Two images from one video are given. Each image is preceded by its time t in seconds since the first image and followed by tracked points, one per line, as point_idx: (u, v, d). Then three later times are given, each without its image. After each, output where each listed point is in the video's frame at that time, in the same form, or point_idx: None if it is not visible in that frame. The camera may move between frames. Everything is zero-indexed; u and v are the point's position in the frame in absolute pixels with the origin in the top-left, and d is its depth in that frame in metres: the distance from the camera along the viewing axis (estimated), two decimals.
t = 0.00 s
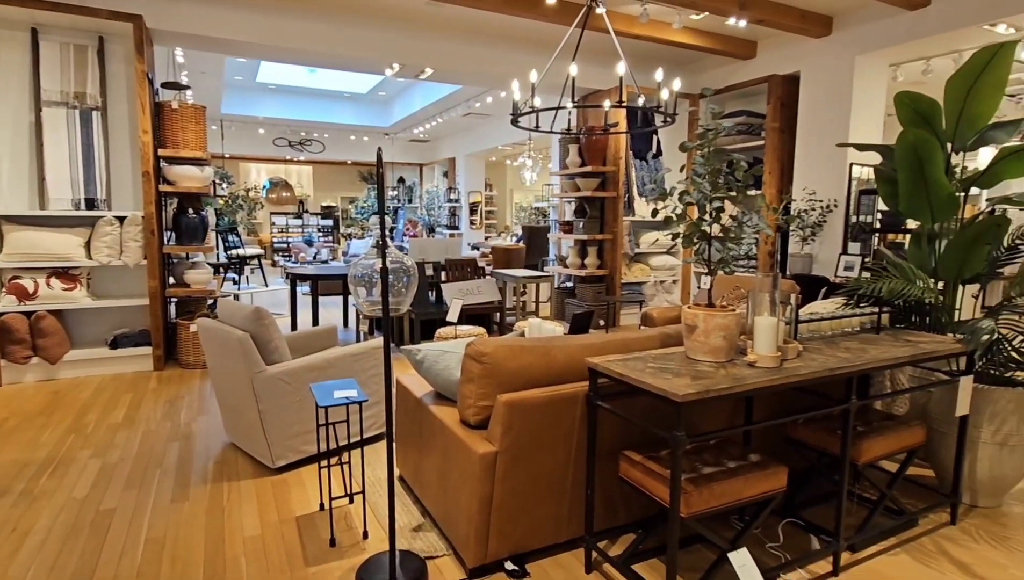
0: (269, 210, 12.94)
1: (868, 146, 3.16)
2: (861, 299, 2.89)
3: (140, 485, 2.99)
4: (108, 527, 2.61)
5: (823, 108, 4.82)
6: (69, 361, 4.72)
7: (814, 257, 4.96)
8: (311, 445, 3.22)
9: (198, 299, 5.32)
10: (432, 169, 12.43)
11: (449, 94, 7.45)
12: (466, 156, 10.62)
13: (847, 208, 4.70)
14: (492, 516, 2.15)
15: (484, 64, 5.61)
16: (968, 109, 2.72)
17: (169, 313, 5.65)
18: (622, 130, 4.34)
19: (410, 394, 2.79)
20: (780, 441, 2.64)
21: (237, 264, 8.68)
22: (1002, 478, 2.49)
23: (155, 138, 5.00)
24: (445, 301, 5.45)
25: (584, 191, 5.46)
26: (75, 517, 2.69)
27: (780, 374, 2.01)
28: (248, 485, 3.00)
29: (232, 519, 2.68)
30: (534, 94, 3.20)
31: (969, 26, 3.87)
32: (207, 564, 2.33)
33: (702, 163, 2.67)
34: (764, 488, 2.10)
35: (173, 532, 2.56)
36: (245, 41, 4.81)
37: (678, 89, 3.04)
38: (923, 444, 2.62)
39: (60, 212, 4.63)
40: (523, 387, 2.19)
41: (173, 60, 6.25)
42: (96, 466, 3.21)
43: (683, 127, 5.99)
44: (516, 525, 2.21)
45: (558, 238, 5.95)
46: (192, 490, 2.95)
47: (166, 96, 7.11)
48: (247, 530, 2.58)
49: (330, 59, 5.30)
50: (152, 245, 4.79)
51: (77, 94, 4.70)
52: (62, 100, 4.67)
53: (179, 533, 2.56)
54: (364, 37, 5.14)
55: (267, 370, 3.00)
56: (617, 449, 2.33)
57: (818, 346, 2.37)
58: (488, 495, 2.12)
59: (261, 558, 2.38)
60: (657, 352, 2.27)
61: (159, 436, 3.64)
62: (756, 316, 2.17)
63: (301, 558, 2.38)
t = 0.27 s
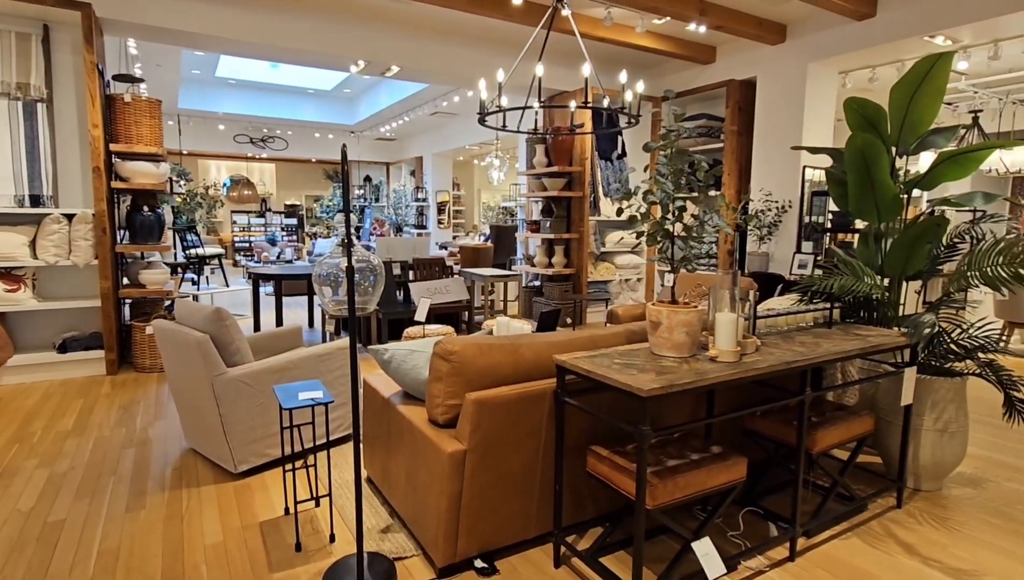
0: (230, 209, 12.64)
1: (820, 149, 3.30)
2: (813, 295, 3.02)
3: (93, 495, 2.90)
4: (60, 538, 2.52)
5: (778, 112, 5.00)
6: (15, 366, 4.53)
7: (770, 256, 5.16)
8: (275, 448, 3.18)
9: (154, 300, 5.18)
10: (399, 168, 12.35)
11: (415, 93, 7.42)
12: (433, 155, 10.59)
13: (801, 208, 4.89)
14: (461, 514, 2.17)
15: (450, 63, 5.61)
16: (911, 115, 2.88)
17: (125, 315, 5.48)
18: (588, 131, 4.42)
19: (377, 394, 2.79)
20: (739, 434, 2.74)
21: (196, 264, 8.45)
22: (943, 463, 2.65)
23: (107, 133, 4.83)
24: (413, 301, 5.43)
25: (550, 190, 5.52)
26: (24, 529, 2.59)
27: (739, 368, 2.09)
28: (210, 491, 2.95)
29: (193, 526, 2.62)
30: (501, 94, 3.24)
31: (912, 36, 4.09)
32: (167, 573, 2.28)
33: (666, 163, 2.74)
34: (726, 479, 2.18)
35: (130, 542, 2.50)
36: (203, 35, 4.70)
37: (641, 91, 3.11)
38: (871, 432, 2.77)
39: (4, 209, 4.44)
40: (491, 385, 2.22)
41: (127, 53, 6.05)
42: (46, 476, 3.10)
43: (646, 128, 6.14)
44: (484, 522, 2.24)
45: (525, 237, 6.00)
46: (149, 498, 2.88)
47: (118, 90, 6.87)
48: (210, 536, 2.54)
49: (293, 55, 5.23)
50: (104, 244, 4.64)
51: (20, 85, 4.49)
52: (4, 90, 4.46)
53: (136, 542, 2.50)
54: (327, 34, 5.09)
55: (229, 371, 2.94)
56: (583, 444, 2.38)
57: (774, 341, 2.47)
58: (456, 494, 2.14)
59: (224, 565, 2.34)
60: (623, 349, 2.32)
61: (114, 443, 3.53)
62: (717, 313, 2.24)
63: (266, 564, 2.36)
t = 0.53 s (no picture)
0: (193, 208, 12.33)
1: (780, 150, 3.40)
2: (774, 292, 3.11)
3: (46, 503, 2.79)
4: (10, 550, 2.42)
5: (742, 115, 5.12)
6: None
7: (734, 254, 5.29)
8: (240, 451, 3.12)
9: (112, 301, 5.03)
10: (368, 167, 12.41)
11: (384, 91, 7.35)
12: (402, 154, 10.52)
13: (764, 209, 5.03)
14: (431, 513, 2.17)
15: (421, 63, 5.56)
16: (865, 118, 3.00)
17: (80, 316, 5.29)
18: (557, 131, 4.46)
19: (345, 394, 2.76)
20: (705, 428, 2.78)
21: (157, 264, 8.20)
22: (896, 452, 2.76)
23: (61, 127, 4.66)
24: (383, 300, 5.39)
25: (520, 190, 5.55)
26: None
27: (704, 364, 2.14)
28: (171, 497, 2.87)
29: (154, 532, 2.55)
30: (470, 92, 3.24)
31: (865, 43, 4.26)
32: None
33: (633, 162, 2.79)
34: (693, 472, 2.23)
35: (86, 551, 2.41)
36: (163, 29, 4.57)
37: (609, 92, 3.16)
38: (830, 425, 2.87)
39: None
40: (461, 384, 2.23)
41: (82, 45, 5.85)
42: None
43: (613, 128, 6.25)
44: (455, 521, 2.24)
45: (496, 236, 6.02)
46: (107, 505, 2.78)
47: (72, 83, 6.63)
48: (171, 543, 2.48)
49: (258, 51, 5.13)
50: (58, 243, 4.47)
51: None
52: None
53: (93, 551, 2.41)
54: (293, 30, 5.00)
55: (191, 374, 2.87)
56: (553, 441, 2.39)
57: (738, 336, 2.53)
58: (427, 493, 2.14)
59: (187, 572, 2.28)
60: (591, 346, 2.35)
61: (69, 449, 3.41)
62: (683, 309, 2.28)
63: (231, 569, 2.31)
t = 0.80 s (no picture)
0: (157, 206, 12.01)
1: (744, 152, 3.52)
2: (738, 289, 3.23)
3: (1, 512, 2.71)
4: None
5: (708, 118, 5.26)
6: None
7: (701, 253, 5.44)
8: (208, 454, 3.07)
9: (71, 302, 4.90)
10: (340, 165, 12.19)
11: (356, 89, 7.30)
12: (373, 152, 10.45)
13: (729, 209, 5.18)
14: (404, 511, 2.19)
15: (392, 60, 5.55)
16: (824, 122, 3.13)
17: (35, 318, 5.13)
18: (530, 131, 4.51)
19: (317, 394, 2.76)
20: (672, 422, 2.84)
21: (119, 263, 7.96)
22: (853, 442, 2.90)
23: (13, 122, 4.50)
24: (355, 299, 5.36)
25: (493, 189, 5.58)
26: None
27: (672, 359, 2.21)
28: (135, 502, 2.81)
29: (117, 538, 2.50)
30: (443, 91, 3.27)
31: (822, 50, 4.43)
32: None
33: (603, 162, 2.86)
34: (662, 464, 2.30)
35: (45, 558, 2.35)
36: (124, 23, 4.46)
37: (580, 93, 3.22)
38: (791, 416, 2.99)
39: None
40: (434, 382, 2.26)
41: (37, 37, 5.65)
42: None
43: (585, 128, 6.35)
44: (429, 519, 2.26)
45: (469, 236, 6.04)
46: (66, 512, 2.71)
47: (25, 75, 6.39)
48: (134, 551, 2.41)
49: (224, 46, 5.04)
50: (11, 242, 4.31)
51: None
52: None
53: (52, 559, 2.35)
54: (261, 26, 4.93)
55: (154, 376, 2.82)
56: (526, 437, 2.44)
57: (704, 331, 2.61)
58: (399, 492, 2.16)
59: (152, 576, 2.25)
60: (563, 343, 2.40)
61: (26, 456, 3.31)
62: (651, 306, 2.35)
63: (199, 573, 2.28)
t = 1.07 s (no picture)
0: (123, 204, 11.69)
1: (716, 152, 3.58)
2: (710, 286, 3.28)
3: None
4: None
5: (681, 118, 5.34)
6: None
7: (674, 252, 5.53)
8: (176, 458, 3.00)
9: (31, 303, 4.74)
10: (314, 163, 12.02)
11: (330, 86, 7.22)
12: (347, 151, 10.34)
13: (701, 209, 5.27)
14: (378, 511, 2.18)
15: (366, 57, 5.49)
16: (792, 123, 3.20)
17: None
18: (506, 130, 4.52)
19: (289, 395, 2.72)
20: (644, 417, 2.86)
21: (83, 262, 7.72)
22: (820, 435, 2.98)
23: None
24: (330, 298, 5.30)
25: (469, 188, 5.56)
26: None
27: (646, 355, 2.23)
28: (99, 507, 2.73)
29: (80, 545, 2.43)
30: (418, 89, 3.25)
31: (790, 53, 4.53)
32: None
33: (577, 161, 2.88)
34: (635, 459, 2.33)
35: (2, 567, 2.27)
36: (87, 15, 4.33)
37: (554, 92, 3.24)
38: (761, 411, 3.05)
39: None
40: (408, 381, 2.25)
41: None
42: None
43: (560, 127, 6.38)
44: (403, 519, 2.25)
45: (445, 235, 6.02)
46: (26, 520, 2.62)
47: None
48: (97, 559, 2.34)
49: (193, 40, 4.94)
50: None
51: None
52: None
53: (10, 567, 2.27)
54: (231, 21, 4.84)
55: (119, 378, 2.75)
56: (501, 434, 2.44)
57: (677, 328, 2.65)
58: (374, 492, 2.15)
59: None
60: (538, 340, 2.40)
61: None
62: (625, 303, 2.37)
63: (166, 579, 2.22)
